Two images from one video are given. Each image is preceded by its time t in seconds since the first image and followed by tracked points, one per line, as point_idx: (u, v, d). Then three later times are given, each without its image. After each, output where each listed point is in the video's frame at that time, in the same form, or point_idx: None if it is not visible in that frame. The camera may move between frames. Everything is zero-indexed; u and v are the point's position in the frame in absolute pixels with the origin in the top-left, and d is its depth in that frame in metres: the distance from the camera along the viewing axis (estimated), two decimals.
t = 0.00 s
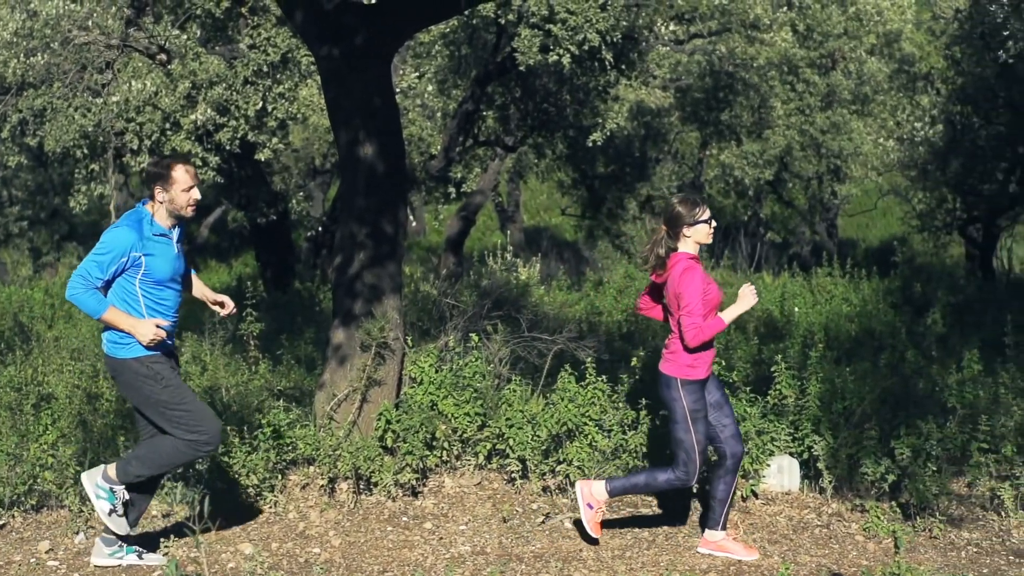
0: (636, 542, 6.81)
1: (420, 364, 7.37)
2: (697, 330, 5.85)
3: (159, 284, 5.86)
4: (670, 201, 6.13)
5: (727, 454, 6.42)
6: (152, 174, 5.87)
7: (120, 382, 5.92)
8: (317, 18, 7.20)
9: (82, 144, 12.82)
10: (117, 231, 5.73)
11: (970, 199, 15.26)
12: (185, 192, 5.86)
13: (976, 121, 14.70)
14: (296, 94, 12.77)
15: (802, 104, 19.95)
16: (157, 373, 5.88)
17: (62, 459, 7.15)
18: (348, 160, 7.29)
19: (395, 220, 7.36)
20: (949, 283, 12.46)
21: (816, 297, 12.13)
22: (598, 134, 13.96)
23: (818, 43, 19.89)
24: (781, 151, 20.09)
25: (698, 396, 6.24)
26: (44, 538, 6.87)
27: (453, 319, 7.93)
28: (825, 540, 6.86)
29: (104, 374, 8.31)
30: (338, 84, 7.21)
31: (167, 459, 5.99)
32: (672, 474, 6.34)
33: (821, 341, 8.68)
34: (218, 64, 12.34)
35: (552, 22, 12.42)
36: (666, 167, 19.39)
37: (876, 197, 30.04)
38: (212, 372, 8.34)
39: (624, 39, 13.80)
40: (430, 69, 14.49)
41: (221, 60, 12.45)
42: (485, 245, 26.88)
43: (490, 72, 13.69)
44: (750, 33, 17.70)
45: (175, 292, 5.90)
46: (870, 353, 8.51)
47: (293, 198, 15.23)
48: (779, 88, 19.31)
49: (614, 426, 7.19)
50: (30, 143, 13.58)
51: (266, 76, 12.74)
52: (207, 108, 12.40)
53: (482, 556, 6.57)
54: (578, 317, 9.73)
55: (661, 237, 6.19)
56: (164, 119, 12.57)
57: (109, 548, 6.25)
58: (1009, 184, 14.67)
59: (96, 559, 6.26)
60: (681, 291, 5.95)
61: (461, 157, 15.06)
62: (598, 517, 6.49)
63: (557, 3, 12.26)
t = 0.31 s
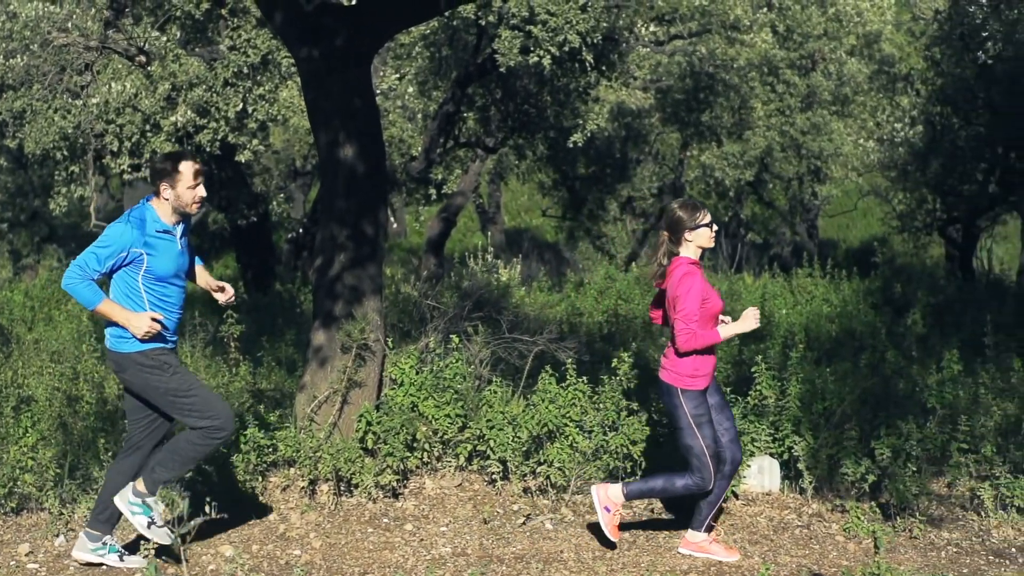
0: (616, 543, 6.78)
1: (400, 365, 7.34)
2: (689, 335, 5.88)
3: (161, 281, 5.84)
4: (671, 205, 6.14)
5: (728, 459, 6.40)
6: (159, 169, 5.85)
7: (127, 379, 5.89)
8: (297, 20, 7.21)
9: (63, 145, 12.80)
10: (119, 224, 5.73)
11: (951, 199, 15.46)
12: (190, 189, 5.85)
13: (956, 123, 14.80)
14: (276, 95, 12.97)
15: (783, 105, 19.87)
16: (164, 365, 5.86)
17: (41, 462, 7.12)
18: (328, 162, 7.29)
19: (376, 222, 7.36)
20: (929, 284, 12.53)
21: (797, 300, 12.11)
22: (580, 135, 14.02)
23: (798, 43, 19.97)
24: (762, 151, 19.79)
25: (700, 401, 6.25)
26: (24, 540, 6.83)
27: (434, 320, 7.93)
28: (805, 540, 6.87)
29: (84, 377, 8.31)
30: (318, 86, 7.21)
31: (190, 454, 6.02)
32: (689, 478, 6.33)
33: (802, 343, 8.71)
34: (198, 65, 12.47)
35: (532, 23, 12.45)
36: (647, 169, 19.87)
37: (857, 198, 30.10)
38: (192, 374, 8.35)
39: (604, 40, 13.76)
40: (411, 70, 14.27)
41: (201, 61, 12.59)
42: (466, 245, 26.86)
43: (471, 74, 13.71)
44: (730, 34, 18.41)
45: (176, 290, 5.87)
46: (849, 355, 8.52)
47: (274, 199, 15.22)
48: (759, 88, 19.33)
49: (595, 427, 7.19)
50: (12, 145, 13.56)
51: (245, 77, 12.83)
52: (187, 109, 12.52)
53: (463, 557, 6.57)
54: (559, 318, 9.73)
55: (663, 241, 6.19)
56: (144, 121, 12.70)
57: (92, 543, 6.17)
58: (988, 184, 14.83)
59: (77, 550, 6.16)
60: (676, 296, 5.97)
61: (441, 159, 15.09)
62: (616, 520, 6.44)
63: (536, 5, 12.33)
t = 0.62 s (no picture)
0: (594, 544, 6.75)
1: (378, 367, 7.31)
2: (680, 339, 5.89)
3: (166, 276, 5.72)
4: (672, 206, 6.13)
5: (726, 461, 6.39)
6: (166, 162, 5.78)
7: (131, 369, 5.72)
8: (275, 22, 7.25)
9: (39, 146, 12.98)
10: (123, 215, 5.66)
11: (927, 199, 15.78)
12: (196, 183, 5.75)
13: (933, 124, 15.30)
14: (253, 96, 13.02)
15: (761, 107, 19.87)
16: (171, 355, 5.73)
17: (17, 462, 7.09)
18: (305, 163, 7.27)
19: (354, 223, 7.36)
20: (907, 285, 12.61)
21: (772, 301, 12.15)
22: (559, 136, 14.03)
23: (775, 44, 20.08)
24: (739, 153, 19.90)
25: (701, 402, 6.21)
26: None
27: (412, 321, 7.94)
28: (783, 541, 6.87)
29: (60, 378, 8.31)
30: (296, 88, 7.21)
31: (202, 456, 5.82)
32: (710, 478, 6.22)
33: (780, 343, 8.76)
34: (176, 67, 12.56)
35: (510, 24, 12.49)
36: (625, 170, 20.44)
37: (835, 199, 30.24)
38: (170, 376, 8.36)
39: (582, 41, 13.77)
40: (390, 71, 14.47)
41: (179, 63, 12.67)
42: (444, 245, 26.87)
43: (449, 75, 13.71)
44: (707, 35, 17.91)
45: (180, 284, 5.76)
46: (826, 356, 8.55)
47: (252, 200, 15.20)
48: (737, 90, 19.40)
49: (573, 428, 7.21)
50: None
51: (223, 79, 12.93)
52: (165, 110, 12.63)
53: (441, 559, 6.57)
54: (536, 318, 9.77)
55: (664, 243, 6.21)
56: (121, 123, 12.89)
57: (78, 536, 6.04)
58: (965, 186, 15.29)
59: (63, 539, 6.03)
60: (672, 296, 5.99)
61: (419, 160, 15.14)
62: (640, 525, 6.33)
63: (515, 5, 12.31)
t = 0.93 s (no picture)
0: (575, 545, 6.75)
1: (359, 368, 7.33)
2: (672, 337, 5.90)
3: (170, 272, 5.75)
4: (674, 204, 6.15)
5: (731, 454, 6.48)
6: (172, 159, 5.81)
7: (135, 364, 5.74)
8: (254, 23, 7.23)
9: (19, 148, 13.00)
10: (127, 209, 5.70)
11: (908, 201, 15.88)
12: (202, 179, 5.81)
13: (913, 124, 15.21)
14: (234, 98, 13.08)
15: (741, 107, 20.22)
16: (176, 351, 5.76)
17: None
18: (285, 164, 7.27)
19: (334, 224, 7.36)
20: (887, 285, 12.69)
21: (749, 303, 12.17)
22: (538, 138, 14.12)
23: (756, 46, 20.26)
24: (721, 152, 20.16)
25: (702, 400, 6.29)
26: None
27: (392, 323, 7.95)
28: (763, 541, 6.88)
29: (39, 380, 8.31)
30: (276, 89, 7.21)
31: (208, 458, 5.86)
32: (724, 473, 6.31)
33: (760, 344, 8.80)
34: (156, 68, 12.65)
35: (491, 26, 12.58)
36: (607, 170, 20.39)
37: (816, 200, 30.28)
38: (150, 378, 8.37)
39: (563, 43, 13.83)
40: (370, 73, 14.41)
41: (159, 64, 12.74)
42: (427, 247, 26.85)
43: (430, 76, 13.72)
44: (689, 36, 18.28)
45: (185, 280, 5.79)
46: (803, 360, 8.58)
47: (234, 201, 15.20)
48: (718, 91, 19.54)
49: (554, 429, 7.22)
50: None
51: (204, 80, 13.04)
52: (145, 112, 12.79)
53: (421, 560, 6.56)
54: (516, 320, 9.81)
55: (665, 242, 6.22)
56: (102, 124, 12.91)
57: (71, 529, 6.03)
58: (945, 186, 15.30)
59: (57, 527, 6.03)
60: (669, 295, 6.00)
61: (401, 161, 15.19)
62: (666, 533, 6.39)
63: (495, 7, 12.49)
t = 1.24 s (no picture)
0: (555, 546, 6.75)
1: (339, 369, 7.31)
2: (662, 333, 5.85)
3: (176, 269, 5.76)
4: (675, 201, 6.10)
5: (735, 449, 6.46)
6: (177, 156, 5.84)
7: (141, 365, 5.74)
8: (234, 24, 7.21)
9: None
10: (132, 206, 5.72)
11: (888, 202, 15.87)
12: (206, 177, 5.84)
13: (893, 126, 15.41)
14: (214, 99, 13.68)
15: (722, 108, 20.29)
16: (180, 353, 5.74)
17: None
18: (265, 165, 7.26)
19: (314, 226, 7.35)
20: (867, 285, 12.75)
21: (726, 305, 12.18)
22: (519, 139, 14.34)
23: (737, 47, 20.44)
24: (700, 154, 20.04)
25: (706, 395, 6.20)
26: None
27: (373, 323, 7.97)
28: (744, 542, 6.87)
29: (20, 382, 8.31)
30: (256, 89, 7.18)
31: (212, 466, 5.87)
32: (734, 468, 6.25)
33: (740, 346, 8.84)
34: (135, 70, 13.11)
35: (471, 27, 12.68)
36: (586, 172, 20.50)
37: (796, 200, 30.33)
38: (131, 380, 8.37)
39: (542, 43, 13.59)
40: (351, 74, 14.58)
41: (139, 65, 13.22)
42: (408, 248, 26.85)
43: (410, 77, 13.72)
44: (669, 38, 18.59)
45: (191, 277, 5.80)
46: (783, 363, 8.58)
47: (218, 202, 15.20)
48: (699, 92, 19.69)
49: (534, 430, 7.24)
50: None
51: (183, 81, 13.54)
52: (125, 112, 13.27)
53: (401, 562, 6.54)
54: (496, 321, 9.84)
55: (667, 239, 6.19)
56: (81, 125, 13.46)
57: (61, 518, 5.95)
58: (926, 187, 15.37)
59: (49, 514, 5.95)
60: (664, 291, 5.96)
61: (381, 162, 15.24)
62: (695, 540, 6.45)
63: (475, 8, 12.43)
